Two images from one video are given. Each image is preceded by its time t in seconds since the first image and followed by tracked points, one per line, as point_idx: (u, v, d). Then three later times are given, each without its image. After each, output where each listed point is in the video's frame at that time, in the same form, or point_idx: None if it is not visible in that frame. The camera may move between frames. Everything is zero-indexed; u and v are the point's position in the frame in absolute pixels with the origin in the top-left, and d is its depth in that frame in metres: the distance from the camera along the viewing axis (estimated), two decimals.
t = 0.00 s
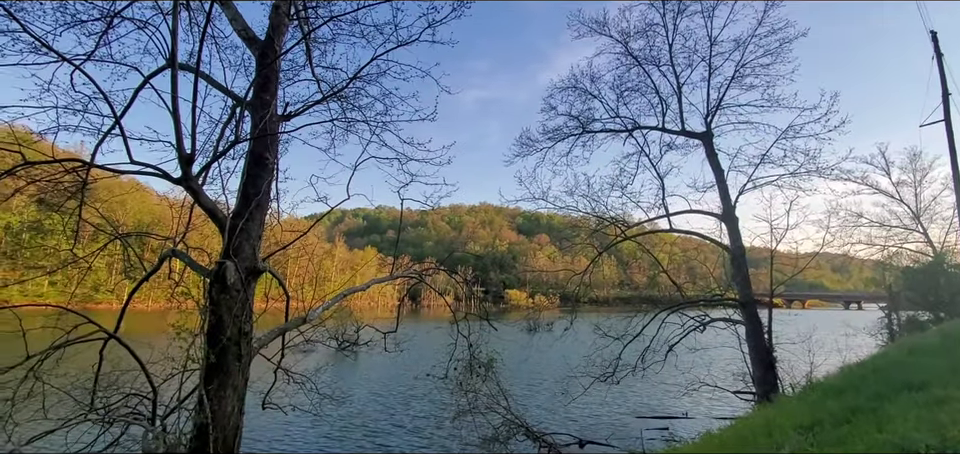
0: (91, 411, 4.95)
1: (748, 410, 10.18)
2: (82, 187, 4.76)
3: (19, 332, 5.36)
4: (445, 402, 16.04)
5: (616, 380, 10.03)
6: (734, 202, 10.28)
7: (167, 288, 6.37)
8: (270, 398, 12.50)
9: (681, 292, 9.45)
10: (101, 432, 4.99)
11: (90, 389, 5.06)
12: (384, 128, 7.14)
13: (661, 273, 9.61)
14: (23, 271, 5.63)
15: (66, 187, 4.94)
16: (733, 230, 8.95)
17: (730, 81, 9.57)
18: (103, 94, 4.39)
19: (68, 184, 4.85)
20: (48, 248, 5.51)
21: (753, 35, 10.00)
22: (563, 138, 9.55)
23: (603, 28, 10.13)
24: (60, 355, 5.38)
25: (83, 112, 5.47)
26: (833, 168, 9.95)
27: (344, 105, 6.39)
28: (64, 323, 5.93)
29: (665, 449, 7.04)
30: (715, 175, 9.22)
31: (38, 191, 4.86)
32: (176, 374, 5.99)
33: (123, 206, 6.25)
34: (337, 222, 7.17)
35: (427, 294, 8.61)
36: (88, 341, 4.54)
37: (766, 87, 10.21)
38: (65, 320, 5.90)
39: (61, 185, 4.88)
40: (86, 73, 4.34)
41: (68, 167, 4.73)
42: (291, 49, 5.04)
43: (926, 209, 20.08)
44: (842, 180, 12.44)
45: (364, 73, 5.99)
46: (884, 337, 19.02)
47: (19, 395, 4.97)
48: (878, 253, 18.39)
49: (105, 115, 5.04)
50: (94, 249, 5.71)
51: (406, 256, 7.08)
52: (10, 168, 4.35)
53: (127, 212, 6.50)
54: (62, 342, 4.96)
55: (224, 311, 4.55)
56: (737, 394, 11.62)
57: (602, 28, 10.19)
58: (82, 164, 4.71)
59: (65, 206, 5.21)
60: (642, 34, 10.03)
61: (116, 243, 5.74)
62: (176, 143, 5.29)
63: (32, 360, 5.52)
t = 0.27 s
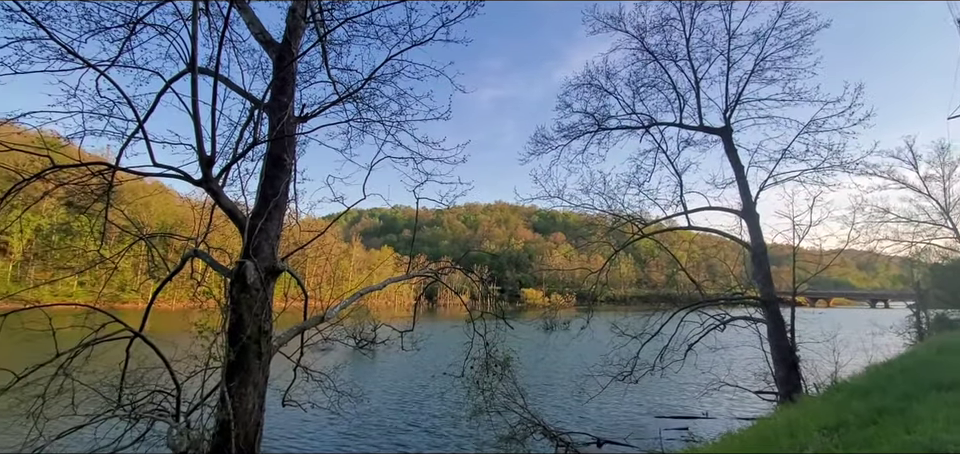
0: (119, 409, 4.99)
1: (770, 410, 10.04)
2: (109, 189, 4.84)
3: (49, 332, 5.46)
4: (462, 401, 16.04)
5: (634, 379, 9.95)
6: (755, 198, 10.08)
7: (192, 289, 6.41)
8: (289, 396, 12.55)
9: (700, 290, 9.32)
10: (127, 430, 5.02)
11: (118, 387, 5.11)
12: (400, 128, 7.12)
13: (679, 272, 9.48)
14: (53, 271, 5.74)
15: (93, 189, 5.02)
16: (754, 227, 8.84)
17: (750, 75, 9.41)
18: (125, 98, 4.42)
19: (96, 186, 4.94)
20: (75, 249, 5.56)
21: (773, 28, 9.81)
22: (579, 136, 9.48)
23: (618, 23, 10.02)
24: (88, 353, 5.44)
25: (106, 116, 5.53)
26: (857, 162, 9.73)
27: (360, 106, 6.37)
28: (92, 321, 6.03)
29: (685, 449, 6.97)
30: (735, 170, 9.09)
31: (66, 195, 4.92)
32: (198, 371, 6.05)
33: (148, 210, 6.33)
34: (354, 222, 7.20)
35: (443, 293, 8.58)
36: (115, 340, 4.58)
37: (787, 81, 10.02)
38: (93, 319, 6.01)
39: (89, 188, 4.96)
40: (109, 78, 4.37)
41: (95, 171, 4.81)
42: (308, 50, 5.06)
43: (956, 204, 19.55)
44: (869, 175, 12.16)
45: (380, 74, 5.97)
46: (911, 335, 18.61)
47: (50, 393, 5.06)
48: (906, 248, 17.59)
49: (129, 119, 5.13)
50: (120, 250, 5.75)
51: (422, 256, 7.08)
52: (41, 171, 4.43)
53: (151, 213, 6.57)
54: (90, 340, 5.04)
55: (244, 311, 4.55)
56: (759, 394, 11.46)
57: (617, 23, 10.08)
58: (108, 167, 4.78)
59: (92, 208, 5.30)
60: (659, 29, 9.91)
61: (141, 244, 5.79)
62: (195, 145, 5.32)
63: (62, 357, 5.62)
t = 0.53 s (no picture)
0: (160, 403, 5.08)
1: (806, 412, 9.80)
2: (149, 193, 4.95)
3: (96, 329, 5.67)
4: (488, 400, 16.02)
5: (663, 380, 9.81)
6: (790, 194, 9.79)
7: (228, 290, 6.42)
8: (320, 392, 12.62)
9: (732, 290, 9.10)
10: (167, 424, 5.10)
11: (159, 382, 5.19)
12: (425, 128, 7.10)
13: (710, 270, 9.29)
14: (98, 271, 5.91)
15: (135, 193, 5.15)
16: (788, 224, 8.65)
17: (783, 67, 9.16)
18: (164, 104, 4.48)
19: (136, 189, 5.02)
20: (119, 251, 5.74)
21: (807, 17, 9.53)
22: (605, 132, 9.37)
23: (645, 17, 9.86)
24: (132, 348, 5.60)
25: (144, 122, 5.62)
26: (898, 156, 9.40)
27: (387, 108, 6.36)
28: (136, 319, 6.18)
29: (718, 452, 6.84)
30: (768, 166, 8.89)
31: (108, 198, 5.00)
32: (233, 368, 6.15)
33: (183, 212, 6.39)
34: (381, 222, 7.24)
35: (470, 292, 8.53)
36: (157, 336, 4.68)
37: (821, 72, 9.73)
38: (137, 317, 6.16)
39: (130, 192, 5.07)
40: (147, 86, 4.44)
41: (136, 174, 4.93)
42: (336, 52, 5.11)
43: None
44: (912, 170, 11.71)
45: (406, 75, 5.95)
46: (957, 336, 17.92)
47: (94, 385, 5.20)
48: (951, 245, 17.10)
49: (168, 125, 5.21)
50: (160, 251, 5.84)
51: (449, 256, 7.09)
52: (87, 176, 4.57)
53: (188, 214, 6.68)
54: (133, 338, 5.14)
55: (277, 308, 4.61)
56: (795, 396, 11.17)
57: (644, 17, 9.92)
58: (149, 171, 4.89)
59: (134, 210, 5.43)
60: (686, 22, 9.72)
61: (179, 244, 5.86)
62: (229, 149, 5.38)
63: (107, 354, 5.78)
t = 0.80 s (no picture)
0: (205, 398, 5.21)
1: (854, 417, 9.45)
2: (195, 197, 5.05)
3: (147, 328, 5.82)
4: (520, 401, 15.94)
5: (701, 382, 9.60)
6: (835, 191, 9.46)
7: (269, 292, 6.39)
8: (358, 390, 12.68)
9: (774, 290, 8.80)
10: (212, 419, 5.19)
11: (204, 379, 5.31)
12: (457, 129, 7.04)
13: (750, 270, 9.03)
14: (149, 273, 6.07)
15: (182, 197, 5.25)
16: (835, 221, 8.39)
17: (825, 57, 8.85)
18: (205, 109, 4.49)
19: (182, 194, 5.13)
20: (167, 253, 5.89)
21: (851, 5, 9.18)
22: (637, 129, 9.23)
23: (678, 11, 9.66)
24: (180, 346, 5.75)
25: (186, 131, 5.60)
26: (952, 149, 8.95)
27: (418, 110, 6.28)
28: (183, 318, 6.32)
29: None
30: (812, 160, 8.61)
31: (156, 203, 5.11)
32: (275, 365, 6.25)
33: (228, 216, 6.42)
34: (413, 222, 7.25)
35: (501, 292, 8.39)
36: (203, 334, 4.77)
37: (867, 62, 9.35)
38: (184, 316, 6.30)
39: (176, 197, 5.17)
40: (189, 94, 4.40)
41: (183, 179, 5.03)
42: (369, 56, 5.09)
43: None
44: None
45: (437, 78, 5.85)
46: None
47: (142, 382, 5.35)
48: None
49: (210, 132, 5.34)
50: (205, 253, 5.94)
51: (481, 256, 7.04)
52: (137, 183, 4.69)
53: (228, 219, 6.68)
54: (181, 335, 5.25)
55: (314, 308, 4.65)
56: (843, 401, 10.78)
57: (677, 10, 9.72)
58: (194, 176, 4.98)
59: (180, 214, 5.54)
60: (721, 14, 9.49)
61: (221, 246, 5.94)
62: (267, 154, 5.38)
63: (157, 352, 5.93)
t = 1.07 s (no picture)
0: (249, 395, 5.19)
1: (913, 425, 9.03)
2: (243, 203, 5.13)
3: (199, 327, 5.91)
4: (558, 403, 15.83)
5: (748, 387, 9.32)
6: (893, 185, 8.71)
7: (313, 293, 6.50)
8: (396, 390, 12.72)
9: (827, 290, 8.45)
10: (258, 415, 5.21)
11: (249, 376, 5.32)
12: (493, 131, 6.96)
13: (800, 269, 8.78)
14: (198, 274, 6.12)
15: (231, 202, 5.32)
16: (893, 218, 8.02)
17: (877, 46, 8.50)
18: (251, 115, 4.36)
19: (232, 199, 5.23)
20: (216, 257, 5.93)
21: None
22: (676, 126, 9.04)
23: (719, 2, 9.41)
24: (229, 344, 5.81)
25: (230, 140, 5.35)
26: None
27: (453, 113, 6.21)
28: (232, 317, 6.38)
29: None
30: (866, 154, 8.27)
31: (207, 208, 5.23)
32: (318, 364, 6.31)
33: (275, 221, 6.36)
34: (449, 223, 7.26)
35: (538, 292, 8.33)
36: (251, 334, 4.85)
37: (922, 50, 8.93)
38: (233, 315, 6.36)
39: (225, 202, 5.25)
40: (237, 102, 4.21)
41: (231, 185, 5.11)
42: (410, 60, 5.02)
43: None
44: None
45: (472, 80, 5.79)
46: None
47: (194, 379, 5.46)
48: None
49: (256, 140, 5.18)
50: (252, 255, 5.95)
51: (516, 256, 7.03)
52: (188, 190, 4.77)
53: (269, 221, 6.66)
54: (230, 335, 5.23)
55: (355, 309, 4.69)
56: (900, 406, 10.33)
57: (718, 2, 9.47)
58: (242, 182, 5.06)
59: (228, 218, 5.61)
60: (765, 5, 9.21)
61: (267, 249, 5.98)
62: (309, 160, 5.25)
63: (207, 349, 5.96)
